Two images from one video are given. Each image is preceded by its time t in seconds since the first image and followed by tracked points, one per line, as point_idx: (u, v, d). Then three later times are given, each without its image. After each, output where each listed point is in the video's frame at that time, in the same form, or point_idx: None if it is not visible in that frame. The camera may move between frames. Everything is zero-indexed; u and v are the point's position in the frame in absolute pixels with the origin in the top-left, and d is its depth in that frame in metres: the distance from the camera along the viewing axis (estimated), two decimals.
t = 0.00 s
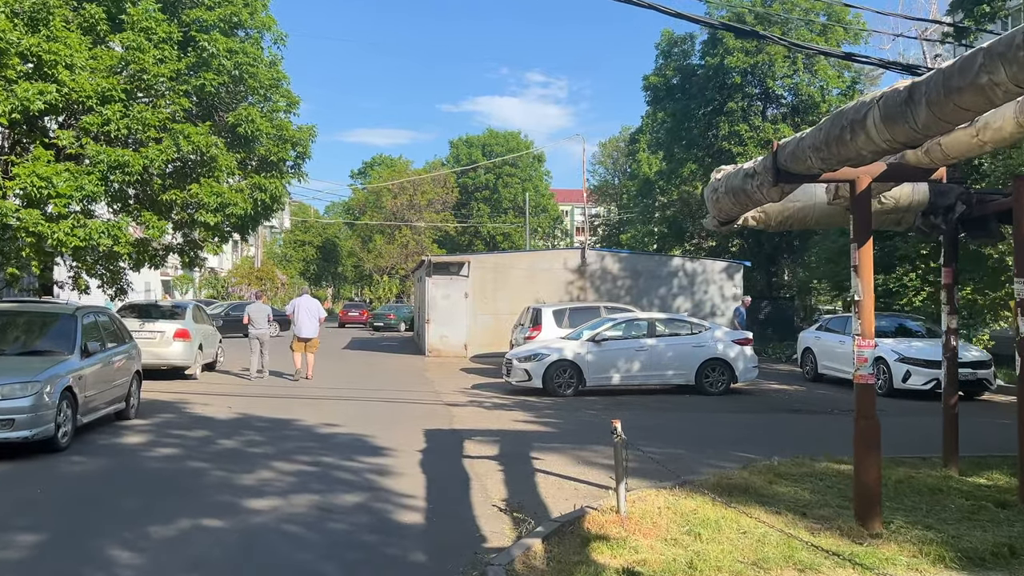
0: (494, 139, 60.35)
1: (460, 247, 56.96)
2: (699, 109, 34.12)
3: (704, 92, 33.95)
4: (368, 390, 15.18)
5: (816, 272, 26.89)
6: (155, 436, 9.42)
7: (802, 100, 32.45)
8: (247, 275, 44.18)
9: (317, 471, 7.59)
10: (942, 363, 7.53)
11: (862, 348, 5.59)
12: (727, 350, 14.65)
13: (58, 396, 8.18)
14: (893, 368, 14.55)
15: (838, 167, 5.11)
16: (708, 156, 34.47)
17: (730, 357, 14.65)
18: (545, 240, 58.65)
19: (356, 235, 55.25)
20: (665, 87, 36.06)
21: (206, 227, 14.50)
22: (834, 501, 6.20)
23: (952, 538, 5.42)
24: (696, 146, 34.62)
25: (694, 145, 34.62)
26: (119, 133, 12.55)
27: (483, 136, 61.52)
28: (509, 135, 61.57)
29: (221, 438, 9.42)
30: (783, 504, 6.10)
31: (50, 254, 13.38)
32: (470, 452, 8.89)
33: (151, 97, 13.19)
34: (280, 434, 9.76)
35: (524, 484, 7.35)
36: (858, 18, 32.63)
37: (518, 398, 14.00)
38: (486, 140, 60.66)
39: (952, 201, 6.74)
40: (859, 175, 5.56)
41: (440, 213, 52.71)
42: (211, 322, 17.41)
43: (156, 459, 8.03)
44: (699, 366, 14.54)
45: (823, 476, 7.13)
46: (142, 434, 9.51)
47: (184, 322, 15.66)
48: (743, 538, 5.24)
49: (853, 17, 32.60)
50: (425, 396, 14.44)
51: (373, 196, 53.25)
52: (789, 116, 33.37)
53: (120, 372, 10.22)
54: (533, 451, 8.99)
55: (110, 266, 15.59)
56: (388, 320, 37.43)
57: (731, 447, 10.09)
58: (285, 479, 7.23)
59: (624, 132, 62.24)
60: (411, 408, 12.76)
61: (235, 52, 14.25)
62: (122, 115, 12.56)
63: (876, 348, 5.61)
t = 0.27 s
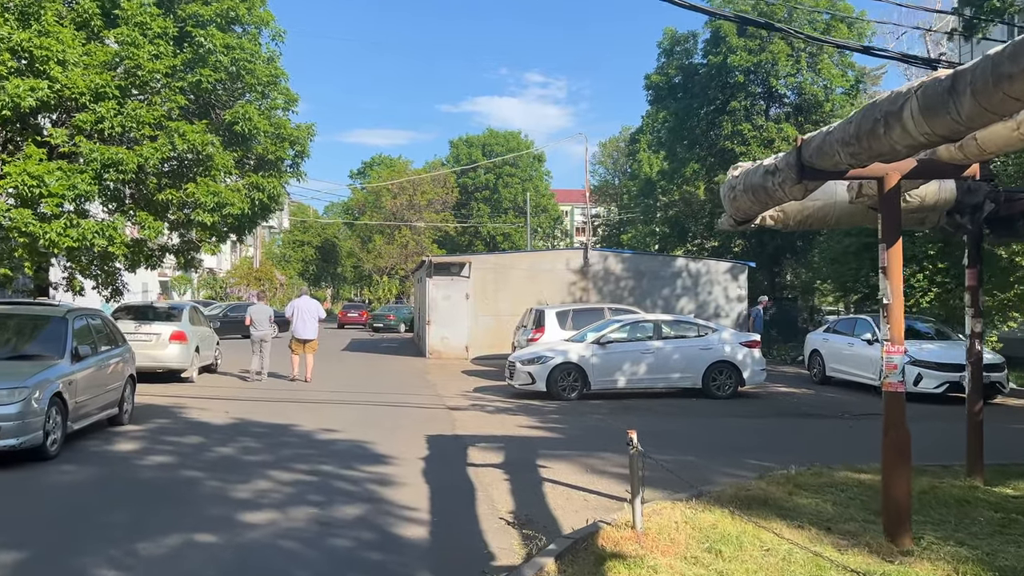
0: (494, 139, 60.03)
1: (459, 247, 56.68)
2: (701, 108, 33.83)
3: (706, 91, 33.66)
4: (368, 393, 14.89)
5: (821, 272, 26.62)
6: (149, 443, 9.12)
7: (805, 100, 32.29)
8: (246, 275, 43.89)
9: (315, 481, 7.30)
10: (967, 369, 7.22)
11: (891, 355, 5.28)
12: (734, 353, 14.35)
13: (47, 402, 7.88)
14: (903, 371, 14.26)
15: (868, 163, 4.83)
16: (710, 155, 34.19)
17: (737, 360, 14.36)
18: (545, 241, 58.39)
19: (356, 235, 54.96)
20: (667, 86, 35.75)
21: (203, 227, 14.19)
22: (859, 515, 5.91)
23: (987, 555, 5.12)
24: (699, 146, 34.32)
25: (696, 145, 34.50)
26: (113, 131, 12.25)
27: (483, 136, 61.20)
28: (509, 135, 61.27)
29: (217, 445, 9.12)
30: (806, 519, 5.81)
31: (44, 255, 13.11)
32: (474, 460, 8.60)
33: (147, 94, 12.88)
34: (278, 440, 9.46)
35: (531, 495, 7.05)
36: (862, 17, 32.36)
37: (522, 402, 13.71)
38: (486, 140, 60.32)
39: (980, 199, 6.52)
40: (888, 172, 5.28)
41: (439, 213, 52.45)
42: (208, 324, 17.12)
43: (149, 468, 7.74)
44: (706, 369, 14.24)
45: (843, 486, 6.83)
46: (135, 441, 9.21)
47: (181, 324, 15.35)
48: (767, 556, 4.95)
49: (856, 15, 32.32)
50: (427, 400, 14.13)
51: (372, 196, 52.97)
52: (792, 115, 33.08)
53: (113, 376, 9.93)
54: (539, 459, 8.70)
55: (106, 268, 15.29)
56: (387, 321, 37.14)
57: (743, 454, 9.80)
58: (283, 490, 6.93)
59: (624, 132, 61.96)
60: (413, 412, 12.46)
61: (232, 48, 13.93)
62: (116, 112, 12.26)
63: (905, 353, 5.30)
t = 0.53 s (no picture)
0: (494, 138, 59.73)
1: (459, 247, 56.40)
2: (703, 106, 33.55)
3: (708, 89, 33.37)
4: (367, 394, 14.60)
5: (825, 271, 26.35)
6: (141, 446, 8.83)
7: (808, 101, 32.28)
8: (244, 275, 43.63)
9: (313, 487, 7.01)
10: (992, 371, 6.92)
11: (921, 355, 4.98)
12: (741, 353, 14.07)
13: (35, 404, 7.59)
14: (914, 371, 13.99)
15: (900, 151, 4.56)
16: (712, 154, 33.92)
17: (744, 361, 14.07)
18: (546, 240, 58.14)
19: (355, 234, 54.70)
20: (669, 85, 35.48)
21: (200, 225, 13.90)
22: (884, 524, 5.62)
23: None
24: (701, 144, 34.06)
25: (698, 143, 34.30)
26: (107, 126, 11.95)
27: (483, 135, 60.90)
28: (509, 134, 60.96)
29: (212, 448, 8.83)
30: (829, 527, 5.52)
31: (38, 254, 12.86)
32: (478, 463, 8.31)
33: (142, 88, 12.58)
34: (275, 443, 9.17)
35: (538, 501, 6.77)
36: (865, 14, 32.09)
37: (525, 403, 13.42)
38: (486, 139, 59.98)
39: (1008, 191, 6.41)
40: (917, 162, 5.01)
41: (439, 212, 52.19)
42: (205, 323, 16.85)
43: (140, 473, 7.45)
44: (712, 369, 13.96)
45: (864, 493, 6.52)
46: (128, 444, 8.92)
47: (176, 324, 15.06)
48: (791, 569, 4.67)
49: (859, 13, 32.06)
50: (428, 401, 13.84)
51: (371, 195, 52.70)
52: (795, 113, 32.79)
53: (106, 377, 9.64)
54: (545, 462, 8.41)
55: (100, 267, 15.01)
56: (386, 320, 36.87)
57: (754, 457, 9.52)
58: (280, 496, 6.64)
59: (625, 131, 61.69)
60: (413, 413, 12.18)
61: (228, 41, 13.63)
62: (110, 107, 11.96)
63: (935, 354, 4.99)
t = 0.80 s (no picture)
0: (494, 138, 59.45)
1: (459, 247, 56.11)
2: (705, 105, 33.27)
3: (710, 87, 33.10)
4: (366, 396, 14.30)
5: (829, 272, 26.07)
6: (130, 453, 8.52)
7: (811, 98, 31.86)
8: (243, 275, 43.34)
9: (308, 496, 6.71)
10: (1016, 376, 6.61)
11: (952, 360, 4.70)
12: (747, 355, 13.77)
13: (18, 409, 7.28)
14: (924, 374, 13.69)
15: (932, 144, 4.27)
16: (714, 153, 33.64)
17: (751, 363, 13.78)
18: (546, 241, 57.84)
19: (354, 235, 54.43)
20: (670, 84, 35.21)
21: (195, 224, 13.59)
22: (910, 537, 5.33)
23: None
24: (702, 143, 33.79)
25: (699, 142, 34.05)
26: (99, 122, 11.64)
27: (483, 135, 60.61)
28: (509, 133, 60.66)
29: (204, 454, 8.52)
30: (851, 542, 5.23)
31: (30, 254, 12.59)
32: (479, 471, 8.01)
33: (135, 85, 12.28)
34: (269, 450, 8.87)
35: (543, 512, 6.47)
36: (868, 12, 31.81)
37: (526, 407, 13.12)
38: (486, 138, 59.66)
39: None
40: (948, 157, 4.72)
41: (439, 212, 51.88)
42: (200, 324, 16.55)
43: (127, 483, 7.14)
44: (718, 372, 13.67)
45: (884, 503, 6.23)
46: (116, 450, 8.61)
47: (171, 325, 14.76)
48: None
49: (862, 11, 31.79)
50: (427, 405, 13.54)
51: (370, 195, 52.42)
52: (797, 112, 32.52)
53: (95, 381, 9.33)
54: (549, 470, 8.11)
55: (93, 268, 14.70)
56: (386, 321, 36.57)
57: (765, 463, 9.23)
58: (272, 508, 6.34)
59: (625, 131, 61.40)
60: (413, 417, 11.88)
61: (222, 36, 13.34)
62: (102, 103, 11.66)
63: (967, 359, 4.71)
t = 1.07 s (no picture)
0: (494, 137, 59.16)
1: (459, 247, 55.85)
2: (707, 104, 33.01)
3: (712, 85, 32.83)
4: (364, 398, 14.01)
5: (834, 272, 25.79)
6: (120, 458, 8.24)
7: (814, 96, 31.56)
8: (242, 275, 43.09)
9: (302, 504, 6.43)
10: None
11: (985, 362, 4.44)
12: (753, 357, 13.50)
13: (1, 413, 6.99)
14: (934, 375, 13.41)
15: (966, 131, 3.99)
16: (716, 153, 33.39)
17: (757, 365, 13.51)
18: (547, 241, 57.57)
19: (354, 234, 54.18)
20: (672, 82, 34.94)
21: (189, 222, 13.33)
22: (936, 549, 5.05)
23: None
24: (704, 142, 33.54)
25: (701, 141, 33.80)
26: (91, 118, 11.36)
27: (483, 135, 60.32)
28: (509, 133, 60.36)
29: (196, 459, 8.24)
30: (874, 553, 4.96)
31: (21, 252, 12.35)
32: (481, 476, 7.74)
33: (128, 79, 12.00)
34: (264, 454, 8.59)
35: (548, 520, 6.21)
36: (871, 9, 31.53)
37: (529, 409, 12.84)
38: (486, 138, 59.37)
39: None
40: (980, 147, 4.46)
41: (439, 212, 51.62)
42: (196, 325, 16.28)
43: (114, 489, 6.86)
44: (724, 373, 13.40)
45: (906, 512, 5.96)
46: (106, 455, 8.33)
47: (166, 326, 14.47)
48: None
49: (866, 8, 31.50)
50: (427, 406, 13.26)
51: (370, 195, 52.16)
52: (800, 111, 32.25)
53: (84, 383, 9.03)
54: (553, 475, 7.83)
55: (86, 267, 14.42)
56: (385, 321, 36.35)
57: (775, 467, 8.96)
58: (265, 516, 6.06)
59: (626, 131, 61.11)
60: (412, 420, 11.61)
61: (218, 29, 13.05)
62: (94, 98, 11.37)
63: (1001, 361, 4.45)
